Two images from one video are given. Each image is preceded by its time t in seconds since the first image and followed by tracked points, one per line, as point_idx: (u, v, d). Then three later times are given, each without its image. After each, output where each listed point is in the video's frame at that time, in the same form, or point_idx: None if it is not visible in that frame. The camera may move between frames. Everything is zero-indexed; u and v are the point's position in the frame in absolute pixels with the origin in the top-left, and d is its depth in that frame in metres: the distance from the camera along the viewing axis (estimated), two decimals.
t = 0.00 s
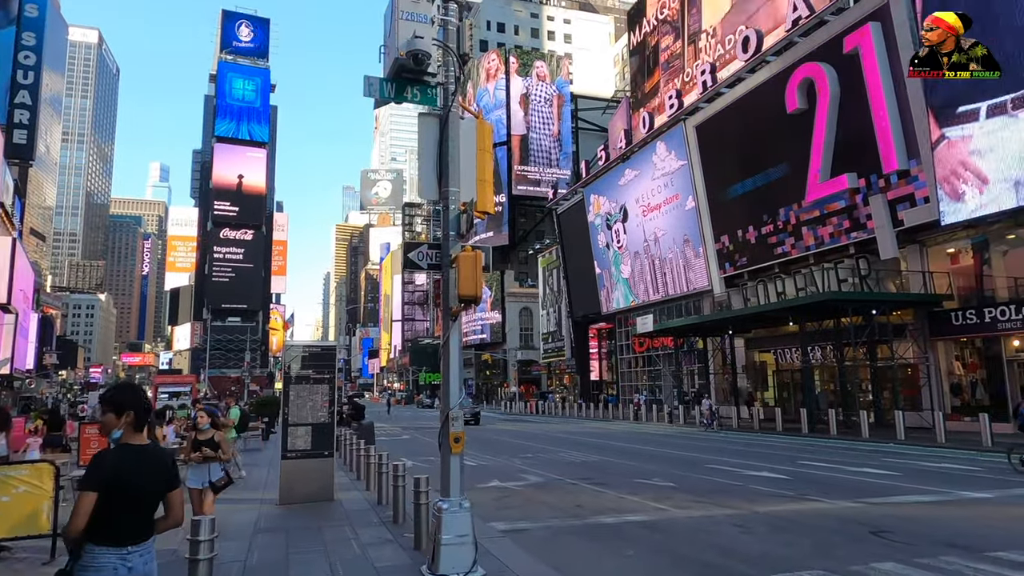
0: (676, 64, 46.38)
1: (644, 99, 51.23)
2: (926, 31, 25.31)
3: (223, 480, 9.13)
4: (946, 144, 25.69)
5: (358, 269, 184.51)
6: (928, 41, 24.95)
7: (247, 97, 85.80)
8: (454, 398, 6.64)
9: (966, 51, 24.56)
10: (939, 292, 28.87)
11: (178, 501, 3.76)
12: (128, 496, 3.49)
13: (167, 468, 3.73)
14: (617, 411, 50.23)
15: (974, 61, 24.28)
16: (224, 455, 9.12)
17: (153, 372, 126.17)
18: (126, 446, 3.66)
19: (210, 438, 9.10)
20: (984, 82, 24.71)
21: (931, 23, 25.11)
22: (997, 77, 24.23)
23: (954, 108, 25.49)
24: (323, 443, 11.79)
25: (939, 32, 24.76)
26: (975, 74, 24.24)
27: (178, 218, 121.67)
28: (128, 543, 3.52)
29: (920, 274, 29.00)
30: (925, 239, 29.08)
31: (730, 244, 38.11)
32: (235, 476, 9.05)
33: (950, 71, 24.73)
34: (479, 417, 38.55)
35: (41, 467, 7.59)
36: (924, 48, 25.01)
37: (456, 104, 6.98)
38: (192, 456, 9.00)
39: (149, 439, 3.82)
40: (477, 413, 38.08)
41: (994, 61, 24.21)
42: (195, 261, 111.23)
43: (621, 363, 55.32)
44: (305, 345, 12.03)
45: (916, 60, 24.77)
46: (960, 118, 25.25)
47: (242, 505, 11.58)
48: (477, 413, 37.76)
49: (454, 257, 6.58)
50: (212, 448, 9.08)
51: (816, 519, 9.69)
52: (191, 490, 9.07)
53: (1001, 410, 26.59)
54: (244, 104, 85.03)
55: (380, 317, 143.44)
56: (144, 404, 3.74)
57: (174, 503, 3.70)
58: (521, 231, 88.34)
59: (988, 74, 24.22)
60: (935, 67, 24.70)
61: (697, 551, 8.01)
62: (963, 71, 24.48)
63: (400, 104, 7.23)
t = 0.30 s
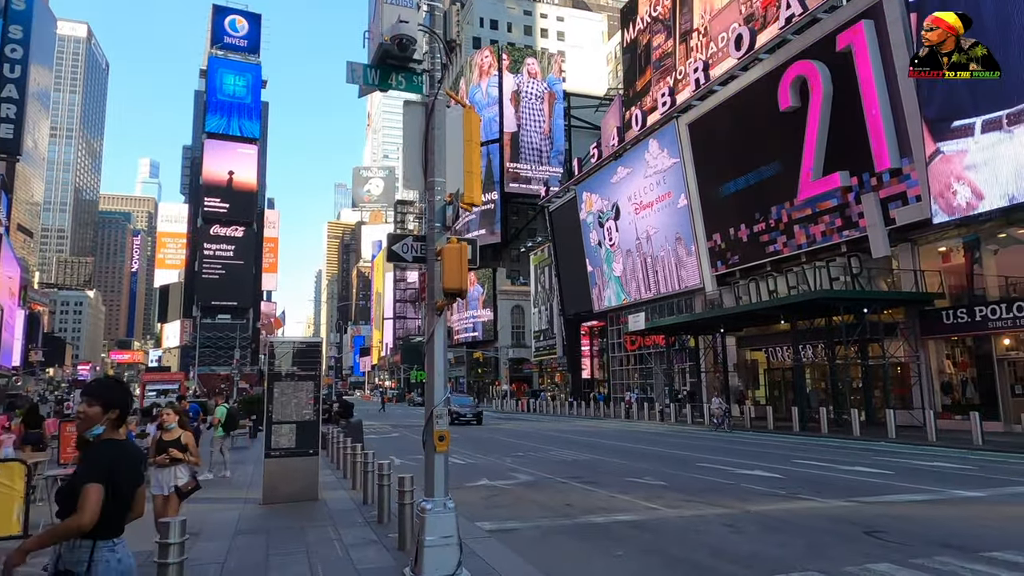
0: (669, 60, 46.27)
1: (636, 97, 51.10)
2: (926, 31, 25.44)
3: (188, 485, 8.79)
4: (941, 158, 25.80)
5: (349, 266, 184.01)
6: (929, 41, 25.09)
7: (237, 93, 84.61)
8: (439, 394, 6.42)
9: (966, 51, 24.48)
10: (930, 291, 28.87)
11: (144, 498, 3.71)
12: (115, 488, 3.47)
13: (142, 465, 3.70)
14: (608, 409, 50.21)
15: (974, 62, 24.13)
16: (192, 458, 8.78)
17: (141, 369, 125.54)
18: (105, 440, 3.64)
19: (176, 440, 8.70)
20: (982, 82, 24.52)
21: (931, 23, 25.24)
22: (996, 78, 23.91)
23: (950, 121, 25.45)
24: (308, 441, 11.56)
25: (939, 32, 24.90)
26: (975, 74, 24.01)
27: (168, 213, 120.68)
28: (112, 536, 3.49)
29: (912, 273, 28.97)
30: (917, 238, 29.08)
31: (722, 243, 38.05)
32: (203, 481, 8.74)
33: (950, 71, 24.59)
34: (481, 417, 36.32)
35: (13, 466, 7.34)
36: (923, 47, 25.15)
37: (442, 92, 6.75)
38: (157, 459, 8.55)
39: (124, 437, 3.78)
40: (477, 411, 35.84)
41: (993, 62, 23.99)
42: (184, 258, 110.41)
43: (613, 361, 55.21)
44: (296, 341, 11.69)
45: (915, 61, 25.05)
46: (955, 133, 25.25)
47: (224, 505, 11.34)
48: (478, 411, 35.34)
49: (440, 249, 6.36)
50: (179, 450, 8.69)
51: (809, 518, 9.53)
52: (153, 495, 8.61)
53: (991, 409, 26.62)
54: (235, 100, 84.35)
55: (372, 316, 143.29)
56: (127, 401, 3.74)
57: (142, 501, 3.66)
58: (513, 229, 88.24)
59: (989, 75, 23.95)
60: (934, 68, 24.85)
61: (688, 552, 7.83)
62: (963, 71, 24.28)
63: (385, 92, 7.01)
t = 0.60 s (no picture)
0: (661, 56, 46.07)
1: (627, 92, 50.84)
2: (926, 30, 25.57)
3: (139, 489, 7.51)
4: (936, 170, 25.75)
5: (341, 264, 183.29)
6: (929, 41, 25.33)
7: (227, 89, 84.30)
8: (426, 387, 6.15)
9: (966, 51, 24.70)
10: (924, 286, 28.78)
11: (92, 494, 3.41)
12: (61, 478, 3.25)
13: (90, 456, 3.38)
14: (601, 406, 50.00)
15: (974, 61, 24.48)
16: (143, 458, 7.60)
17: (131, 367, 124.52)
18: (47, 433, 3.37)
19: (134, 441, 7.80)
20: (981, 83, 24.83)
21: (931, 22, 25.36)
22: (995, 78, 24.11)
23: (945, 132, 25.44)
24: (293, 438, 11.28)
25: (940, 32, 25.08)
26: (975, 74, 24.43)
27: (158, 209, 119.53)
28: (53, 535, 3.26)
29: (906, 269, 28.86)
30: (910, 233, 28.98)
31: (716, 239, 37.91)
32: (148, 480, 7.40)
33: (950, 72, 24.97)
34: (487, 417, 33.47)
35: None
36: (923, 47, 25.44)
37: (429, 73, 6.49)
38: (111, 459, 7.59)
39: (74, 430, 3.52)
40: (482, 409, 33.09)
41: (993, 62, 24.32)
42: (174, 255, 109.43)
43: (606, 358, 55.01)
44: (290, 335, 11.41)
45: (915, 61, 25.59)
46: (952, 144, 25.25)
47: (207, 504, 11.02)
48: (483, 407, 32.61)
49: (426, 235, 6.09)
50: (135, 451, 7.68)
51: (807, 515, 9.33)
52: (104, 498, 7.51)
53: (984, 405, 26.56)
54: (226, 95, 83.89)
55: (364, 313, 142.84)
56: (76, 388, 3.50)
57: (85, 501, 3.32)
58: (505, 225, 88.05)
59: (988, 75, 24.23)
60: (934, 68, 25.32)
61: (684, 550, 7.61)
62: (963, 72, 24.70)
63: (369, 73, 6.78)
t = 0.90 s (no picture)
0: (658, 51, 45.77)
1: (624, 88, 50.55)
2: (926, 31, 25.15)
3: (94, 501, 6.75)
4: (937, 180, 25.50)
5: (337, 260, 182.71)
6: (928, 41, 24.97)
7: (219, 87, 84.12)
8: (424, 386, 5.91)
9: (966, 51, 24.31)
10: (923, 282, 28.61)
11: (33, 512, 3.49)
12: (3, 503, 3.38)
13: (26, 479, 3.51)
14: (598, 402, 49.86)
15: (974, 62, 24.06)
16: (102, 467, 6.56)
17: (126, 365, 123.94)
18: None
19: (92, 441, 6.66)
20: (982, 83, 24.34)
21: (931, 23, 24.93)
22: (995, 77, 23.58)
23: (945, 142, 25.13)
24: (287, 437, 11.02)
25: (939, 32, 24.66)
26: (975, 74, 23.98)
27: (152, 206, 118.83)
28: None
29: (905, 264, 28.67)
30: (910, 229, 28.79)
31: (713, 234, 37.72)
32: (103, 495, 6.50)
33: (949, 72, 24.59)
34: (500, 415, 31.97)
35: None
36: (923, 47, 25.11)
37: (426, 58, 6.24)
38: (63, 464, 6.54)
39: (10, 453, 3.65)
40: (497, 407, 31.42)
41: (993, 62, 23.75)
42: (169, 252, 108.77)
43: (603, 354, 54.86)
44: (287, 332, 11.15)
45: (915, 61, 25.29)
46: (952, 155, 24.94)
47: (198, 505, 10.79)
48: (497, 406, 31.09)
49: (424, 227, 5.87)
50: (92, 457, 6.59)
51: (814, 515, 9.11)
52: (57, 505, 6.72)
53: (983, 401, 26.43)
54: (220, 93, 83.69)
55: (361, 310, 142.45)
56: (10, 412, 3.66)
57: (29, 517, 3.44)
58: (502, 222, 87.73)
59: (988, 75, 23.72)
60: (934, 68, 25.00)
61: (688, 552, 7.39)
62: (963, 72, 24.28)
63: (364, 57, 6.58)
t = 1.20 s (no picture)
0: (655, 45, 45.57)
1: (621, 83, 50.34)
2: (926, 31, 24.87)
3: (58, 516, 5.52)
4: (940, 193, 25.30)
5: (333, 257, 182.33)
6: (928, 41, 24.64)
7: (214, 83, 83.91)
8: (431, 382, 5.65)
9: (966, 51, 24.06)
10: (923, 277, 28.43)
11: None
12: None
13: None
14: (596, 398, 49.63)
15: (974, 61, 23.77)
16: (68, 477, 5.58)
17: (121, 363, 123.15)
18: None
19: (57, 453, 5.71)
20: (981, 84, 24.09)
21: (931, 23, 24.65)
22: (996, 78, 23.36)
23: (949, 154, 24.88)
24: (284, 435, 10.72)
25: (939, 32, 24.35)
26: (975, 74, 23.67)
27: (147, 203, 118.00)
28: None
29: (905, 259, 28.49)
30: (910, 223, 28.61)
31: (712, 229, 37.52)
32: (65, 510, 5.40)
33: (949, 72, 24.29)
34: (518, 414, 30.60)
35: None
36: (923, 47, 24.73)
37: (430, 39, 5.95)
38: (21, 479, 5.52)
39: None
40: (515, 406, 29.93)
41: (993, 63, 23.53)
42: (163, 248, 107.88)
43: (600, 351, 54.67)
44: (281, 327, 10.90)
45: (915, 61, 24.81)
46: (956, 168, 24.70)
47: (193, 507, 10.50)
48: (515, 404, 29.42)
49: (429, 216, 5.60)
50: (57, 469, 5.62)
51: (826, 515, 8.86)
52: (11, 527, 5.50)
53: (985, 395, 26.28)
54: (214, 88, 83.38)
55: (357, 307, 142.20)
56: None
57: None
58: (499, 217, 87.63)
59: (988, 75, 23.47)
60: (933, 68, 24.62)
61: (702, 554, 7.12)
62: (963, 72, 23.97)
63: (365, 37, 6.31)
